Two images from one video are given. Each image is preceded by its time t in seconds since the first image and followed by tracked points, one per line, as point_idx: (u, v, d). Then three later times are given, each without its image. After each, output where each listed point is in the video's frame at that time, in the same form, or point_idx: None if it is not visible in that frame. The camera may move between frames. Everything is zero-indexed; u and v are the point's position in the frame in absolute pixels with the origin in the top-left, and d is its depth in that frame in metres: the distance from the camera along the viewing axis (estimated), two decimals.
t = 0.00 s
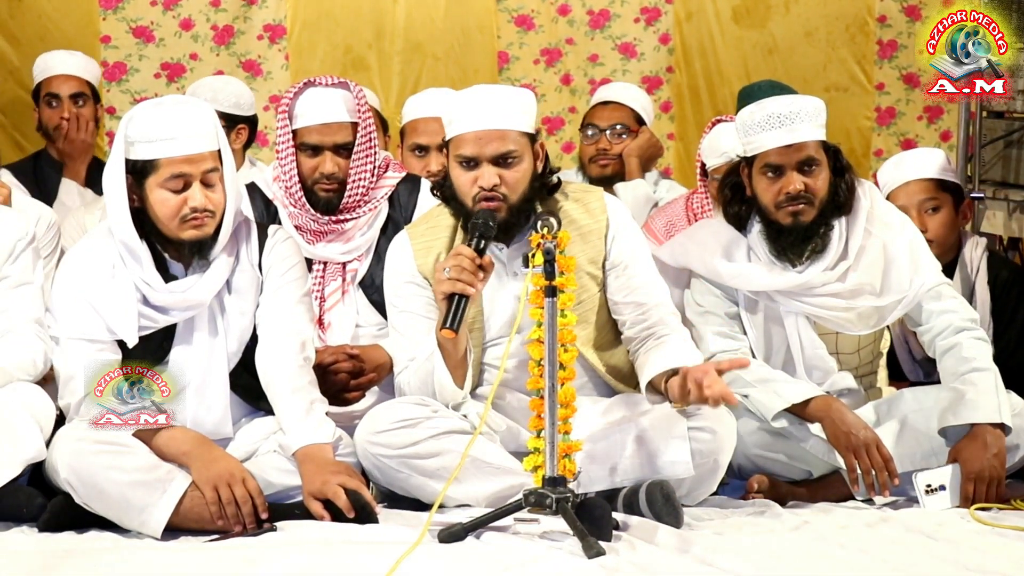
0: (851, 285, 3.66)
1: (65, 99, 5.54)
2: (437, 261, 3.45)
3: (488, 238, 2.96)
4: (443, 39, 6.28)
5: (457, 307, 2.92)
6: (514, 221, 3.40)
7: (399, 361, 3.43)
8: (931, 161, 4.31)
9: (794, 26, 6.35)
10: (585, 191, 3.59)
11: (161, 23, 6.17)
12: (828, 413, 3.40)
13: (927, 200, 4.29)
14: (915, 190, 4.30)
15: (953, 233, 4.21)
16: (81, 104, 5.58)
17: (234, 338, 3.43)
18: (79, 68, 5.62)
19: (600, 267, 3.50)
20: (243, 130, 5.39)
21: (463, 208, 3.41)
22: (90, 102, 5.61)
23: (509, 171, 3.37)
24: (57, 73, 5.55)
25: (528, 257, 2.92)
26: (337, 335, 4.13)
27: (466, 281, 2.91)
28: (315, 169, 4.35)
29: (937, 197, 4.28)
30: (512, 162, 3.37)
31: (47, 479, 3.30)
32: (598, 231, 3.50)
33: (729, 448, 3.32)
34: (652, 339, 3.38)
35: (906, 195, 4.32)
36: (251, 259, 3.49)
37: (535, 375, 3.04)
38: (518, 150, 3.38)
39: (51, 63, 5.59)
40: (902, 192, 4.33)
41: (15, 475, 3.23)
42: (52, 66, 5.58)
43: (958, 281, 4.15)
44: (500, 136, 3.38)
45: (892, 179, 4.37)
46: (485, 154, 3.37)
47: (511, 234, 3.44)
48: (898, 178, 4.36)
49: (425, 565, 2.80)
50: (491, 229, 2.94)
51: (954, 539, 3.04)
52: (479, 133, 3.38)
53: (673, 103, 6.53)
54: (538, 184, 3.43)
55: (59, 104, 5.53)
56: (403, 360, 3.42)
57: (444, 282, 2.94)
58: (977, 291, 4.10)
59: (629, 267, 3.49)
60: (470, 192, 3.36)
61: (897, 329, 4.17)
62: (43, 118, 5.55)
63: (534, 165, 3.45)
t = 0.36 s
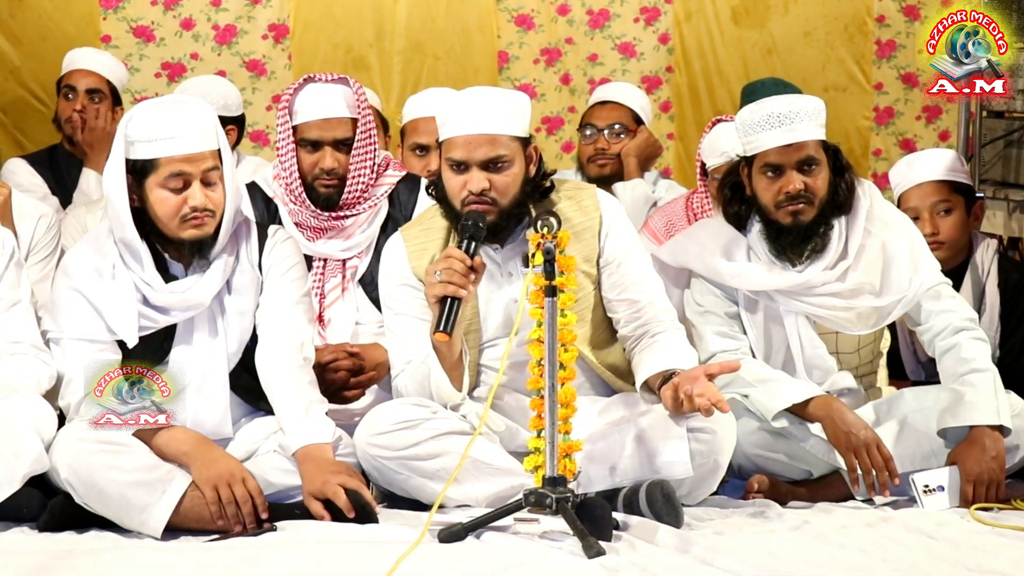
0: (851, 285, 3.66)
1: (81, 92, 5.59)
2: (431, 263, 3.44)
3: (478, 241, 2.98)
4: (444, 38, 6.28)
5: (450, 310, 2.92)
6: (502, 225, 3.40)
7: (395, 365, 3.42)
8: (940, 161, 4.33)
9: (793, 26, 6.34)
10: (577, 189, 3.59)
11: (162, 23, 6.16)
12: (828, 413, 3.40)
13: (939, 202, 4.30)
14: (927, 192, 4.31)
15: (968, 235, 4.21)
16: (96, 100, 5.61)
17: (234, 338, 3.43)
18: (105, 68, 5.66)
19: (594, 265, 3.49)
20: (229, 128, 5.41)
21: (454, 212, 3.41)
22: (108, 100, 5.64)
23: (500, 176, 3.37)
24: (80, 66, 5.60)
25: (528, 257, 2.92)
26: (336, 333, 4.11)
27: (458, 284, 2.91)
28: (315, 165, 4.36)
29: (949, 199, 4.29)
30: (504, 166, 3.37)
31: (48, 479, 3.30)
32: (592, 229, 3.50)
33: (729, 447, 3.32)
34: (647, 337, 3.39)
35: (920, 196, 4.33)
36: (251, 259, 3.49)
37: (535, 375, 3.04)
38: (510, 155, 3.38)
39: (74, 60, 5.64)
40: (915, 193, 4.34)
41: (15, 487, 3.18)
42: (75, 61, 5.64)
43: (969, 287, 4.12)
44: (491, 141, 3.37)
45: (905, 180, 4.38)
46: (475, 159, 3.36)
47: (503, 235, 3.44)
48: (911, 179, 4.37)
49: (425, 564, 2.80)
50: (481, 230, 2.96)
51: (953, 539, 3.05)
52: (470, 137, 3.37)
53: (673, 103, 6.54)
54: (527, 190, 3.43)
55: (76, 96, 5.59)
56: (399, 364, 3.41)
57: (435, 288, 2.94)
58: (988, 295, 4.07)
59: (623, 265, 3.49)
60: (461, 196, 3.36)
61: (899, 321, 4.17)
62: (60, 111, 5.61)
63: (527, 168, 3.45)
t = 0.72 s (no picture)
0: (851, 284, 3.66)
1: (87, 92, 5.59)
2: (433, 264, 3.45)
3: (478, 242, 2.96)
4: (443, 39, 6.28)
5: (449, 312, 2.92)
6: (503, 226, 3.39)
7: (396, 365, 3.43)
8: (944, 160, 4.30)
9: (792, 26, 6.35)
10: (579, 190, 3.59)
11: (162, 23, 6.16)
12: (828, 413, 3.40)
13: (947, 203, 4.28)
14: (935, 194, 4.30)
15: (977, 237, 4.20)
16: (101, 101, 5.60)
17: (234, 339, 3.43)
18: (114, 71, 5.65)
19: (595, 266, 3.50)
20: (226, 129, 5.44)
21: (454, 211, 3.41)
22: (116, 102, 5.62)
23: (501, 173, 3.37)
24: (91, 68, 5.60)
25: (528, 257, 2.92)
26: (337, 335, 4.11)
27: (458, 285, 2.92)
28: (314, 168, 4.35)
29: (957, 200, 4.27)
30: (504, 164, 3.37)
31: (48, 479, 3.30)
32: (593, 230, 3.50)
33: (729, 448, 3.31)
34: (647, 338, 3.40)
35: (928, 197, 4.31)
36: (251, 260, 3.49)
37: (536, 376, 3.04)
38: (510, 152, 3.38)
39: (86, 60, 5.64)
40: (923, 195, 4.32)
41: (16, 488, 3.18)
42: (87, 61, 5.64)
43: (976, 287, 4.15)
44: (491, 139, 3.38)
45: (913, 181, 4.36)
46: (476, 156, 3.37)
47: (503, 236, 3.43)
48: (920, 180, 4.34)
49: (426, 565, 2.80)
50: (481, 231, 2.95)
51: (953, 540, 3.05)
52: (469, 136, 3.38)
53: (672, 103, 6.53)
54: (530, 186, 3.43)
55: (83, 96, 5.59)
56: (400, 365, 3.41)
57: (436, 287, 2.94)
58: (995, 295, 4.11)
59: (625, 266, 3.49)
60: (461, 194, 3.36)
61: (902, 320, 4.19)
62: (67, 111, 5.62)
63: (527, 166, 3.46)
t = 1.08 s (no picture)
0: (851, 284, 3.66)
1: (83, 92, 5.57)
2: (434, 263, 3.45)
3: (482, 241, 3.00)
4: (444, 39, 6.29)
5: (453, 309, 2.92)
6: (503, 227, 3.40)
7: (400, 362, 3.44)
8: (935, 163, 4.36)
9: (792, 27, 6.35)
10: (580, 194, 3.58)
11: (163, 23, 6.15)
12: (829, 412, 3.41)
13: (934, 203, 4.34)
14: (922, 194, 4.36)
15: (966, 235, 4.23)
16: (97, 101, 5.58)
17: (235, 339, 3.43)
18: (110, 70, 5.62)
19: (596, 270, 3.51)
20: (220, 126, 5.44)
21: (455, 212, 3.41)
22: (111, 101, 5.61)
23: (503, 176, 3.37)
24: (87, 67, 5.58)
25: (529, 257, 2.92)
26: (338, 337, 4.11)
27: (461, 283, 2.92)
28: (315, 171, 4.35)
29: (944, 200, 4.33)
30: (504, 167, 3.37)
31: (49, 480, 3.30)
32: (593, 235, 3.50)
33: (730, 447, 3.32)
34: (653, 333, 3.41)
35: (914, 199, 4.37)
36: (252, 261, 3.48)
37: (538, 376, 3.04)
38: (510, 156, 3.38)
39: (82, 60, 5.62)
40: (910, 195, 4.38)
41: (16, 489, 3.18)
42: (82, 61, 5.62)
43: (968, 287, 4.12)
44: (491, 142, 3.37)
45: (900, 182, 4.43)
46: (476, 159, 3.37)
47: (502, 240, 3.43)
48: (906, 180, 4.41)
49: (427, 565, 2.80)
50: (485, 230, 2.98)
51: (954, 540, 3.05)
52: (471, 138, 3.37)
53: (673, 104, 6.52)
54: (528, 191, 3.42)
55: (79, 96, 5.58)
56: (405, 361, 3.42)
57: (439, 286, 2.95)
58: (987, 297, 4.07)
59: (627, 270, 3.49)
60: (461, 197, 3.35)
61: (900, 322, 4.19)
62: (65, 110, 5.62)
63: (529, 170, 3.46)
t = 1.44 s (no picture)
0: (852, 285, 3.66)
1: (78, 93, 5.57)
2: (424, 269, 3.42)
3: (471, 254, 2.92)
4: (445, 39, 6.29)
5: (447, 330, 2.97)
6: (495, 238, 3.39)
7: (393, 370, 3.41)
8: (927, 163, 4.39)
9: (792, 27, 6.35)
10: (572, 199, 3.56)
11: (163, 23, 6.15)
12: (830, 413, 3.40)
13: (921, 202, 4.35)
14: (909, 193, 4.37)
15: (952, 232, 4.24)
16: (91, 101, 5.57)
17: (235, 339, 3.43)
18: (105, 70, 5.62)
19: (589, 279, 3.49)
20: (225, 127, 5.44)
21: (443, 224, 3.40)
22: (105, 101, 5.60)
23: (487, 192, 3.34)
24: (80, 68, 5.58)
25: (529, 258, 2.92)
26: (339, 336, 4.11)
27: (455, 302, 2.94)
28: (317, 169, 4.35)
29: (932, 199, 4.34)
30: (492, 180, 3.35)
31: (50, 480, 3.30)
32: (585, 242, 3.47)
33: (730, 450, 3.29)
34: (651, 342, 3.40)
35: (902, 198, 4.39)
36: (253, 261, 3.48)
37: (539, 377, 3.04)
38: (498, 170, 3.35)
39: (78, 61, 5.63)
40: (897, 194, 4.39)
41: (17, 489, 3.18)
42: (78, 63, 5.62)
43: (958, 282, 4.13)
44: (479, 157, 3.34)
45: (886, 181, 4.44)
46: (461, 174, 3.34)
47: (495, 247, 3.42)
48: (893, 180, 4.43)
49: (427, 565, 2.80)
50: (474, 246, 2.90)
51: (954, 540, 3.05)
52: (457, 152, 3.34)
53: (673, 104, 6.52)
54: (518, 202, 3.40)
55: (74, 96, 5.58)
56: (399, 368, 3.40)
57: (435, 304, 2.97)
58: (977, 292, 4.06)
59: (621, 276, 3.48)
60: (447, 211, 3.34)
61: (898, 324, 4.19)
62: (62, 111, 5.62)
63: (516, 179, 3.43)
